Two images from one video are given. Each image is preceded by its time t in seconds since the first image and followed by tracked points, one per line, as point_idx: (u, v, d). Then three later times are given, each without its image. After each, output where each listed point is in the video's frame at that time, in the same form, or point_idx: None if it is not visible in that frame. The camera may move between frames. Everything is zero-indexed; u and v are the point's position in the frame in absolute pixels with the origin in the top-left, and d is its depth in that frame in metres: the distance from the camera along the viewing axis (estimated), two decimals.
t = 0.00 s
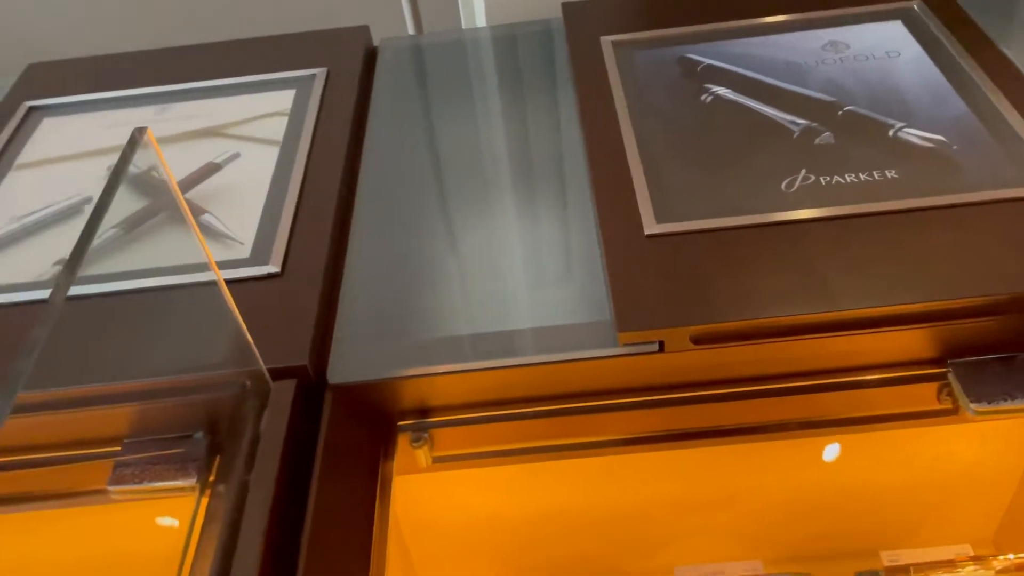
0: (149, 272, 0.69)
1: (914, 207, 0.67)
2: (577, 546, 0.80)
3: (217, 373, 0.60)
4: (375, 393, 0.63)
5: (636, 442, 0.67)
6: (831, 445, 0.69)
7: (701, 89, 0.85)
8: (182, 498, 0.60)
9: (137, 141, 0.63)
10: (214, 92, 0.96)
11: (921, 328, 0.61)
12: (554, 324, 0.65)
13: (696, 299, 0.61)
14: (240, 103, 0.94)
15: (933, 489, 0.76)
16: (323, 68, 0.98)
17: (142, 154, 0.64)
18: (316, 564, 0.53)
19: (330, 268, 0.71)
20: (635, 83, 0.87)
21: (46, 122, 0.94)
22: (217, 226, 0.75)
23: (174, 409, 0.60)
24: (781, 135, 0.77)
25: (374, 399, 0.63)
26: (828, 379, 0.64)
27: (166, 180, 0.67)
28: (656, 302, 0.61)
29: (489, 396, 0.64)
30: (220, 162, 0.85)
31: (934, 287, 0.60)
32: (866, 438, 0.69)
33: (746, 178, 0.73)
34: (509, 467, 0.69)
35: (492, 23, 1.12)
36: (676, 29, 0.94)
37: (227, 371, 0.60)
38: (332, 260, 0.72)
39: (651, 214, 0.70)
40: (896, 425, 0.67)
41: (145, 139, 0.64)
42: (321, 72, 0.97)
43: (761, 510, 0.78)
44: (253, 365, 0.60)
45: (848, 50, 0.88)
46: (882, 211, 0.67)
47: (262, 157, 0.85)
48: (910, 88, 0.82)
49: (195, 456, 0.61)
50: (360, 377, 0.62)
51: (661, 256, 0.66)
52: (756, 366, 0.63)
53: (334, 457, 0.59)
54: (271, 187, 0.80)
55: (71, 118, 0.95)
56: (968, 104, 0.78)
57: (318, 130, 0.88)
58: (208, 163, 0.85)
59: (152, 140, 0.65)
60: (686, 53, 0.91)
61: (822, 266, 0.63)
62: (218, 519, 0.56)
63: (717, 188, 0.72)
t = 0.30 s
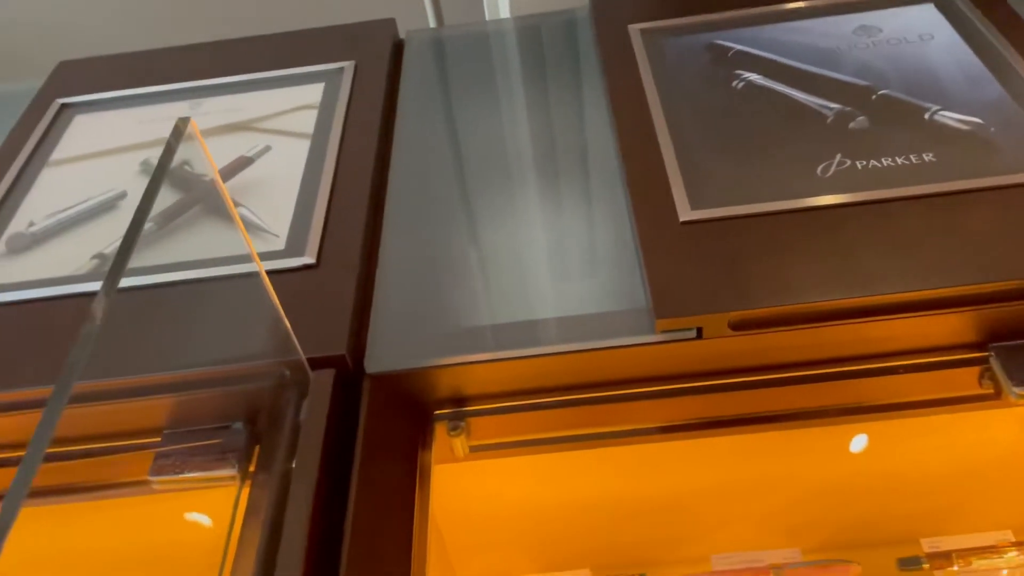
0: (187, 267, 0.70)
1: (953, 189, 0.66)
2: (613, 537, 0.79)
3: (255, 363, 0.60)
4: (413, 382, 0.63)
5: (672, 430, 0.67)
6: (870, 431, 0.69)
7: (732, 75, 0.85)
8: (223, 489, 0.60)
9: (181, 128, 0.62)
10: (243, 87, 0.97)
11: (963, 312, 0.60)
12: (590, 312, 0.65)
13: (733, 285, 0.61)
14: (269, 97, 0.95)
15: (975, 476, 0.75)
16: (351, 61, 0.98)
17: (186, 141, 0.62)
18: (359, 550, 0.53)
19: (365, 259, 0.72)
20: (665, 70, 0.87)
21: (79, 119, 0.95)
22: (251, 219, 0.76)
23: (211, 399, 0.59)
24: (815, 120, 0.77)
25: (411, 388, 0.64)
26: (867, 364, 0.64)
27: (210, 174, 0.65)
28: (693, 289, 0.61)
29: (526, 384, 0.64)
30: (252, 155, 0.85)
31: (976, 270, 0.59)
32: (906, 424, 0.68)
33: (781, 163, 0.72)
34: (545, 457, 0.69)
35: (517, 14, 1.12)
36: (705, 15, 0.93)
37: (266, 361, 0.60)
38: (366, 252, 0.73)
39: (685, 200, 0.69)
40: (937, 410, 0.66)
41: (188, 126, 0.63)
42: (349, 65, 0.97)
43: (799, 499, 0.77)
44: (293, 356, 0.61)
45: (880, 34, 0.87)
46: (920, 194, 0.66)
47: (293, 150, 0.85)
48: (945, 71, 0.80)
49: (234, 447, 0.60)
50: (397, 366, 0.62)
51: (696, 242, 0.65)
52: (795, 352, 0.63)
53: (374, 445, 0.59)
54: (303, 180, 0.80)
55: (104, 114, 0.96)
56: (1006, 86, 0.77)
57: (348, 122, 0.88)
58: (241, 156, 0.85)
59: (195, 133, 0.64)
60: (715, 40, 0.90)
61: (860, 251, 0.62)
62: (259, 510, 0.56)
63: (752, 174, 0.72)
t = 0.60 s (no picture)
0: (219, 263, 0.68)
1: (991, 172, 0.65)
2: (647, 526, 0.78)
3: (290, 356, 0.59)
4: (447, 372, 0.63)
5: (708, 419, 0.66)
6: (908, 419, 0.68)
7: (761, 62, 0.84)
8: (259, 481, 0.60)
9: (216, 121, 0.61)
10: (270, 83, 0.97)
11: (1004, 296, 0.59)
12: (624, 301, 0.64)
13: (769, 272, 0.60)
14: (296, 92, 0.95)
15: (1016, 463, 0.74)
16: (376, 55, 0.98)
17: (222, 134, 0.61)
18: (398, 537, 0.54)
19: (396, 252, 0.72)
20: (693, 57, 0.86)
21: (107, 117, 0.96)
22: (282, 213, 0.76)
23: (246, 391, 0.60)
24: (847, 105, 0.76)
25: (445, 378, 0.64)
26: (905, 350, 0.63)
27: (242, 169, 0.65)
28: (728, 277, 0.61)
29: (560, 374, 0.64)
30: (280, 150, 0.85)
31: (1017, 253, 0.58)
32: (945, 411, 0.68)
33: (813, 149, 0.71)
34: (579, 447, 0.69)
35: (541, 6, 1.12)
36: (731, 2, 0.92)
37: (302, 353, 0.60)
38: (397, 245, 0.73)
39: (718, 187, 0.69)
40: (977, 396, 0.65)
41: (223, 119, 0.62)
42: (374, 59, 0.97)
43: (836, 487, 0.77)
44: (327, 347, 0.61)
45: (911, 18, 0.86)
46: (957, 177, 0.65)
47: (321, 145, 0.85)
48: (979, 53, 0.79)
49: (271, 440, 0.61)
50: (431, 357, 0.62)
51: (730, 229, 0.65)
52: (832, 339, 0.62)
53: (410, 435, 0.60)
54: (332, 173, 0.80)
55: (132, 112, 0.96)
56: None
57: (375, 115, 0.88)
58: (269, 151, 0.85)
59: (231, 128, 0.64)
60: (742, 27, 0.89)
61: (897, 235, 0.61)
62: (297, 502, 0.56)
63: (784, 160, 0.71)
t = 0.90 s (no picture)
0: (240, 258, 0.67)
1: None
2: (681, 519, 0.78)
3: (316, 350, 0.59)
4: (476, 366, 0.63)
5: (739, 409, 0.66)
6: (942, 406, 0.68)
7: (787, 48, 0.83)
8: (291, 476, 0.60)
9: (249, 117, 0.61)
10: (293, 79, 0.97)
11: None
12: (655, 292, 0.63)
13: (800, 259, 0.60)
14: (319, 88, 0.95)
15: None
16: (398, 50, 0.98)
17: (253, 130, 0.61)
18: (433, 528, 0.54)
19: (422, 245, 0.72)
20: (717, 45, 0.85)
21: (133, 116, 0.97)
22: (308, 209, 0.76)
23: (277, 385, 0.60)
24: (875, 90, 0.75)
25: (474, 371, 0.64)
26: (940, 337, 0.62)
27: (267, 164, 0.65)
28: (759, 265, 0.60)
29: (590, 366, 0.63)
30: (305, 146, 0.86)
31: None
32: (979, 398, 0.67)
33: (842, 135, 0.71)
34: (610, 439, 0.69)
35: None
36: None
37: (327, 347, 0.59)
38: (424, 238, 0.73)
39: (746, 175, 0.68)
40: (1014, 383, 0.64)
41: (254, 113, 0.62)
42: (396, 53, 0.97)
43: (869, 476, 0.76)
44: (355, 341, 0.61)
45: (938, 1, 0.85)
46: (990, 161, 0.64)
47: (345, 141, 0.86)
48: (1009, 35, 0.78)
49: (302, 434, 0.61)
50: (460, 350, 0.62)
51: (759, 217, 0.64)
52: (866, 326, 0.61)
53: (442, 426, 0.60)
54: (358, 168, 0.81)
55: (157, 111, 0.97)
56: None
57: (399, 109, 0.88)
58: (295, 148, 0.85)
59: (262, 123, 0.64)
60: (766, 14, 0.88)
61: (931, 221, 0.61)
62: (330, 495, 0.56)
63: (812, 146, 0.70)
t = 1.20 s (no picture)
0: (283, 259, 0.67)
1: None
2: (713, 513, 0.78)
3: (356, 348, 0.59)
4: (509, 363, 0.63)
5: (772, 403, 0.66)
6: (978, 396, 0.67)
7: (814, 39, 0.83)
8: (329, 474, 0.60)
9: (284, 119, 0.62)
10: (318, 80, 0.98)
11: None
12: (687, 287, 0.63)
13: (835, 251, 0.59)
14: (345, 89, 0.95)
15: None
16: (422, 49, 0.98)
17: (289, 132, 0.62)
18: (472, 525, 0.54)
19: (452, 244, 0.72)
20: (743, 38, 0.85)
21: (162, 120, 0.98)
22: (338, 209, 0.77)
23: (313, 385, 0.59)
24: (905, 80, 0.74)
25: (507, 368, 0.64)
26: (977, 328, 0.62)
27: (297, 165, 0.66)
28: (793, 258, 0.60)
29: (622, 360, 0.63)
30: (333, 147, 0.86)
31: None
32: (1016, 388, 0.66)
33: (873, 125, 0.70)
34: (644, 435, 0.69)
35: None
36: None
37: (367, 346, 0.59)
38: (453, 236, 0.73)
39: (777, 168, 0.68)
40: None
41: (290, 115, 0.63)
42: (420, 53, 0.97)
43: (904, 468, 0.76)
44: (390, 339, 0.61)
45: None
46: None
47: (373, 140, 0.86)
48: None
49: (337, 433, 0.61)
50: (493, 348, 0.63)
51: (791, 209, 0.64)
52: (901, 317, 0.61)
53: (478, 423, 0.60)
54: (386, 168, 0.81)
55: (185, 115, 0.98)
56: None
57: (425, 108, 0.88)
58: (322, 148, 0.86)
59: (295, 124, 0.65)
60: (792, 6, 0.88)
61: (966, 211, 0.60)
62: (368, 493, 0.57)
63: (843, 138, 0.70)
